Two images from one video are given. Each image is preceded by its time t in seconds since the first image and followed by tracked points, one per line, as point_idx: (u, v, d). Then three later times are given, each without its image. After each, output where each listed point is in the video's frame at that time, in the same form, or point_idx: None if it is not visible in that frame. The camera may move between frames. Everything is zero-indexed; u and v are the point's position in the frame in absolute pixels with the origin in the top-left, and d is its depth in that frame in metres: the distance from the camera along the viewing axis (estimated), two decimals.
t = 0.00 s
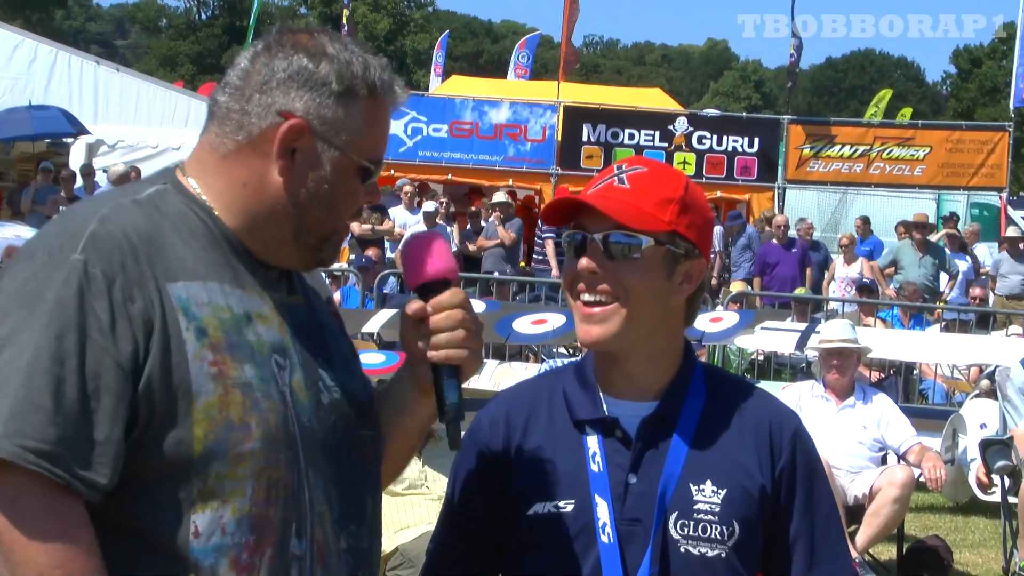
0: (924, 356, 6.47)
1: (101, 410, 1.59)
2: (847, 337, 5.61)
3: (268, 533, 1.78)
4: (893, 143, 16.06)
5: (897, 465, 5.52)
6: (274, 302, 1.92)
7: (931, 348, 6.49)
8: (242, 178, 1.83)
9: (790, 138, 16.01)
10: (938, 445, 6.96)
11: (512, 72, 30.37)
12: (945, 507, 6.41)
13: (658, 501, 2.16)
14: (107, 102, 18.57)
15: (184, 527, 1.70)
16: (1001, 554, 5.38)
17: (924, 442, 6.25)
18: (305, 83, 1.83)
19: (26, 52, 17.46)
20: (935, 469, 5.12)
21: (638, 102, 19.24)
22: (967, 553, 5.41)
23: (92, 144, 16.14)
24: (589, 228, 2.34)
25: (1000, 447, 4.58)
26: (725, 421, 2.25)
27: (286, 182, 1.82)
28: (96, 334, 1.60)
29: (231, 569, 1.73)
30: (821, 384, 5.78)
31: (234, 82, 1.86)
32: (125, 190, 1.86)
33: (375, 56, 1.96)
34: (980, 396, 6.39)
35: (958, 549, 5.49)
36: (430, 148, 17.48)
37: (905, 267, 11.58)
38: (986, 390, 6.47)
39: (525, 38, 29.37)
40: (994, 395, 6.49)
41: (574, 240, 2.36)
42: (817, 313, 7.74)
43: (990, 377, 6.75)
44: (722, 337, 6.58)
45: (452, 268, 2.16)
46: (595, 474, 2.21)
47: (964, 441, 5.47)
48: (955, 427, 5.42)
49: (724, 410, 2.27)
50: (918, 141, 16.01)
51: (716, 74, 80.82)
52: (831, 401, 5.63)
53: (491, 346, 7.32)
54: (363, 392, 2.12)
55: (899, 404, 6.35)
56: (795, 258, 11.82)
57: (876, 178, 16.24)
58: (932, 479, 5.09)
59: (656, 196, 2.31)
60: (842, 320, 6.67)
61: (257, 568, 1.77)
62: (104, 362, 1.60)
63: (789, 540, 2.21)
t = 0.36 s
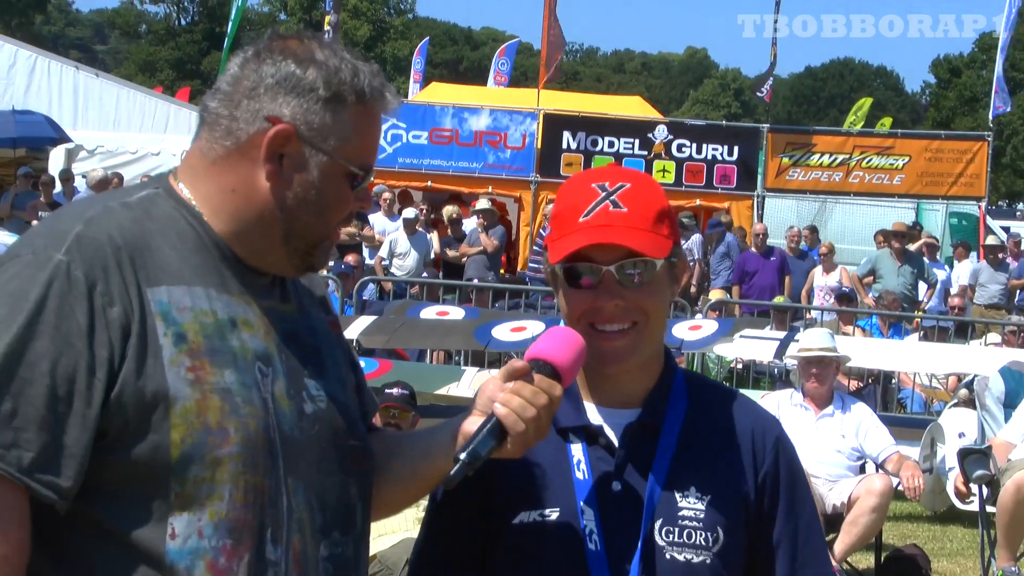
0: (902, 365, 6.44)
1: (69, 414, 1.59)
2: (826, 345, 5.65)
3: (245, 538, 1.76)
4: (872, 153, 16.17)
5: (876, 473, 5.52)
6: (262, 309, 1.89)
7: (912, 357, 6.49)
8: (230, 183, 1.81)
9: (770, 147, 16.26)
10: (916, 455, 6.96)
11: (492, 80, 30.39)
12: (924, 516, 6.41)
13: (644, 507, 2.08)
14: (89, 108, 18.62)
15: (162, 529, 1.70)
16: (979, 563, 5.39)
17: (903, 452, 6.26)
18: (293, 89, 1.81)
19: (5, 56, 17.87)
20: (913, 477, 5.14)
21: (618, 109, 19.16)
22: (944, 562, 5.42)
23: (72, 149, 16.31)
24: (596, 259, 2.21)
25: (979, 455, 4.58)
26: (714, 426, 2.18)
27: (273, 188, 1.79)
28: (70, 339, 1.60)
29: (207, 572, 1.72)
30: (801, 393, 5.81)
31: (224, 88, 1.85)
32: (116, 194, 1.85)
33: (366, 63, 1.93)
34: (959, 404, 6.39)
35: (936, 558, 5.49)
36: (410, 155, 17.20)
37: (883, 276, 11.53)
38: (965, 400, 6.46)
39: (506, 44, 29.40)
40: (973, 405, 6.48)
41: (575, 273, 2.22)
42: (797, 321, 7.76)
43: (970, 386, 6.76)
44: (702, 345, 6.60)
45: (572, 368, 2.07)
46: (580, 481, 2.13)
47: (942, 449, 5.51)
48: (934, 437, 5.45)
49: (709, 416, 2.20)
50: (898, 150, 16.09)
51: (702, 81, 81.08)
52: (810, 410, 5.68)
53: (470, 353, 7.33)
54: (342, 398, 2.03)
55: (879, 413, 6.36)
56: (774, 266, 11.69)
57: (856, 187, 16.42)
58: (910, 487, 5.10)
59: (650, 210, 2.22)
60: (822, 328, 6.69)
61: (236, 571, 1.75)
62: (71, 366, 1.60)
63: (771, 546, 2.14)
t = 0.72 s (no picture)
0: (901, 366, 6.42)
1: (59, 413, 1.62)
2: (821, 345, 5.67)
3: (225, 535, 1.76)
4: (868, 153, 16.27)
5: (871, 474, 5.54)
6: (258, 308, 1.88)
7: (908, 357, 6.49)
8: (219, 184, 1.81)
9: (766, 147, 16.18)
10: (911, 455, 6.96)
11: (488, 80, 30.38)
12: (918, 517, 6.42)
13: (650, 501, 2.07)
14: (83, 108, 18.61)
15: (147, 526, 1.71)
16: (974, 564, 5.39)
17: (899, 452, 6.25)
18: (275, 91, 1.80)
19: None
20: (909, 477, 5.14)
21: (614, 110, 19.21)
22: (940, 562, 5.42)
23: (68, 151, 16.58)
24: (615, 267, 2.15)
25: (975, 456, 4.55)
26: (716, 423, 2.16)
27: (258, 189, 1.79)
28: (57, 340, 1.62)
29: (189, 569, 1.73)
30: (796, 394, 5.80)
31: (213, 91, 1.85)
32: (110, 195, 1.86)
33: (355, 63, 1.90)
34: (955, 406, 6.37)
35: (931, 558, 5.49)
36: (406, 156, 17.10)
37: (878, 277, 11.52)
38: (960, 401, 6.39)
39: (501, 44, 29.40)
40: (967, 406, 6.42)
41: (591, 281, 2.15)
42: (791, 322, 7.77)
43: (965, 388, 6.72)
44: (695, 345, 6.62)
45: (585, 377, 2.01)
46: (587, 475, 2.11)
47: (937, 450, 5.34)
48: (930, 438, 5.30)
49: (714, 413, 2.17)
50: (893, 152, 16.21)
51: (700, 82, 81.10)
52: (805, 410, 5.66)
53: (466, 354, 7.36)
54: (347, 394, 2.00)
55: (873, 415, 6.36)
56: (769, 267, 11.70)
57: (851, 188, 16.47)
58: (906, 487, 5.11)
59: (666, 217, 2.18)
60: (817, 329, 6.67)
61: (215, 568, 1.75)
62: (55, 367, 1.62)
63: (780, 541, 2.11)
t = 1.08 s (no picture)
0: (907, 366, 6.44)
1: (45, 403, 1.60)
2: (826, 346, 5.64)
3: (222, 524, 1.75)
4: (873, 153, 16.14)
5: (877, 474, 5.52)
6: (260, 303, 1.87)
7: (914, 358, 6.49)
8: (213, 179, 1.81)
9: (770, 147, 16.16)
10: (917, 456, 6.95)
11: (493, 79, 30.24)
12: (924, 517, 6.41)
13: (655, 501, 2.07)
14: (88, 108, 18.62)
15: (140, 516, 1.69)
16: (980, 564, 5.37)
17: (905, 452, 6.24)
18: (263, 85, 1.81)
19: (5, 56, 17.82)
20: (915, 478, 5.13)
21: (617, 111, 19.22)
22: (946, 563, 5.41)
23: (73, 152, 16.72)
24: (603, 255, 2.18)
25: (981, 456, 4.56)
26: (722, 430, 2.16)
27: (250, 183, 1.79)
28: (43, 332, 1.61)
29: (184, 558, 1.72)
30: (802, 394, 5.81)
31: (210, 86, 1.86)
32: (115, 193, 1.86)
33: (349, 58, 1.90)
34: (961, 406, 6.33)
35: (937, 559, 5.48)
36: (411, 156, 17.17)
37: (883, 277, 11.55)
38: (964, 401, 6.35)
39: (505, 44, 29.31)
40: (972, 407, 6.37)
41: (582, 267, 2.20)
42: (797, 322, 7.74)
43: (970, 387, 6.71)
44: (699, 346, 6.61)
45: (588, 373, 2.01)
46: (592, 475, 2.11)
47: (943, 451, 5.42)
48: (934, 437, 5.39)
49: (720, 421, 2.17)
50: (898, 152, 16.11)
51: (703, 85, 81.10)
52: (811, 410, 5.67)
53: (472, 355, 7.34)
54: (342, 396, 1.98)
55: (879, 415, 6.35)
56: (774, 267, 11.68)
57: (856, 188, 16.33)
58: (912, 487, 5.08)
59: (662, 213, 2.18)
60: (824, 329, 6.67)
61: (212, 558, 1.74)
62: (41, 356, 1.60)
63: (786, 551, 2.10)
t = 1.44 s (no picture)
0: (906, 368, 6.50)
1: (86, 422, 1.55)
2: (829, 348, 5.65)
3: (246, 546, 1.73)
4: (876, 156, 16.17)
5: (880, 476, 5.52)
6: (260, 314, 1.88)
7: (915, 360, 6.52)
8: (219, 188, 1.80)
9: (772, 150, 16.11)
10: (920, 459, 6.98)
11: (492, 82, 30.19)
12: (927, 519, 6.42)
13: (650, 507, 2.08)
14: (89, 112, 18.58)
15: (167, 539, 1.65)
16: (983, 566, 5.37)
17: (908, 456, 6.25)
18: (272, 92, 1.80)
19: (7, 59, 17.85)
20: (918, 480, 5.09)
21: (618, 113, 19.22)
22: (949, 565, 5.41)
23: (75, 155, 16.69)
24: (583, 247, 2.23)
25: (983, 459, 4.56)
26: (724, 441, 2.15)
27: (256, 191, 1.78)
28: (86, 349, 1.56)
29: None
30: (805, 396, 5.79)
31: (214, 92, 1.84)
32: (121, 198, 1.81)
33: (356, 67, 1.91)
34: (963, 408, 6.30)
35: (941, 561, 5.48)
36: (413, 159, 17.17)
37: (886, 280, 11.53)
38: (967, 403, 6.32)
39: (504, 46, 29.27)
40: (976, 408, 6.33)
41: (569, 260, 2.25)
42: (799, 324, 7.71)
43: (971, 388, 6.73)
44: (702, 349, 6.62)
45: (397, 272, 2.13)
46: (588, 479, 2.12)
47: (946, 453, 5.45)
48: (938, 440, 5.43)
49: (720, 429, 2.18)
50: (900, 153, 16.15)
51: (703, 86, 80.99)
52: (814, 413, 5.66)
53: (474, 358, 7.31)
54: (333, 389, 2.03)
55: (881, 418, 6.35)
56: (777, 269, 11.68)
57: (858, 190, 16.35)
58: (915, 490, 5.06)
59: (645, 211, 2.20)
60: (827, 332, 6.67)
61: None
62: (84, 372, 1.56)
63: (789, 558, 2.10)
